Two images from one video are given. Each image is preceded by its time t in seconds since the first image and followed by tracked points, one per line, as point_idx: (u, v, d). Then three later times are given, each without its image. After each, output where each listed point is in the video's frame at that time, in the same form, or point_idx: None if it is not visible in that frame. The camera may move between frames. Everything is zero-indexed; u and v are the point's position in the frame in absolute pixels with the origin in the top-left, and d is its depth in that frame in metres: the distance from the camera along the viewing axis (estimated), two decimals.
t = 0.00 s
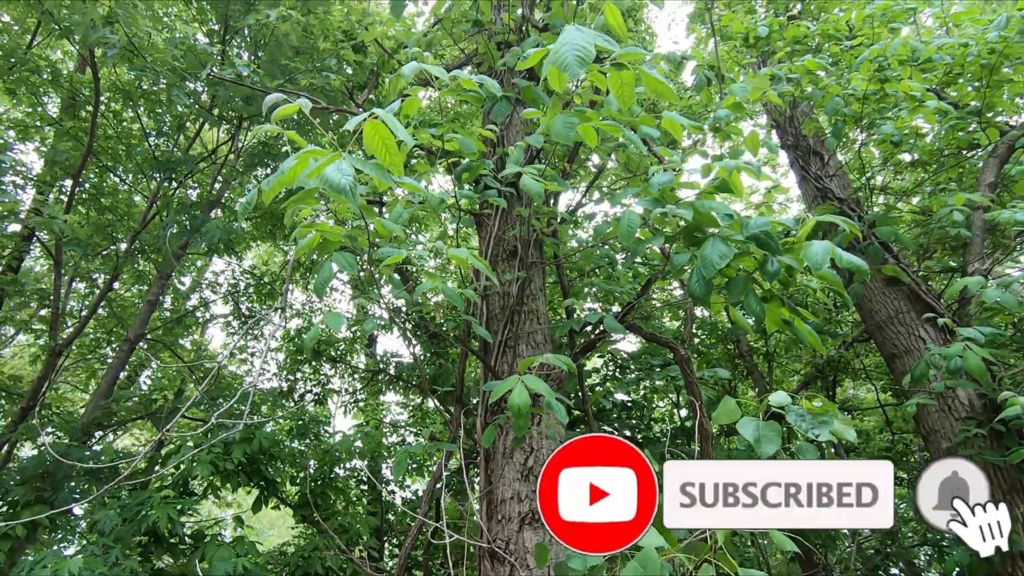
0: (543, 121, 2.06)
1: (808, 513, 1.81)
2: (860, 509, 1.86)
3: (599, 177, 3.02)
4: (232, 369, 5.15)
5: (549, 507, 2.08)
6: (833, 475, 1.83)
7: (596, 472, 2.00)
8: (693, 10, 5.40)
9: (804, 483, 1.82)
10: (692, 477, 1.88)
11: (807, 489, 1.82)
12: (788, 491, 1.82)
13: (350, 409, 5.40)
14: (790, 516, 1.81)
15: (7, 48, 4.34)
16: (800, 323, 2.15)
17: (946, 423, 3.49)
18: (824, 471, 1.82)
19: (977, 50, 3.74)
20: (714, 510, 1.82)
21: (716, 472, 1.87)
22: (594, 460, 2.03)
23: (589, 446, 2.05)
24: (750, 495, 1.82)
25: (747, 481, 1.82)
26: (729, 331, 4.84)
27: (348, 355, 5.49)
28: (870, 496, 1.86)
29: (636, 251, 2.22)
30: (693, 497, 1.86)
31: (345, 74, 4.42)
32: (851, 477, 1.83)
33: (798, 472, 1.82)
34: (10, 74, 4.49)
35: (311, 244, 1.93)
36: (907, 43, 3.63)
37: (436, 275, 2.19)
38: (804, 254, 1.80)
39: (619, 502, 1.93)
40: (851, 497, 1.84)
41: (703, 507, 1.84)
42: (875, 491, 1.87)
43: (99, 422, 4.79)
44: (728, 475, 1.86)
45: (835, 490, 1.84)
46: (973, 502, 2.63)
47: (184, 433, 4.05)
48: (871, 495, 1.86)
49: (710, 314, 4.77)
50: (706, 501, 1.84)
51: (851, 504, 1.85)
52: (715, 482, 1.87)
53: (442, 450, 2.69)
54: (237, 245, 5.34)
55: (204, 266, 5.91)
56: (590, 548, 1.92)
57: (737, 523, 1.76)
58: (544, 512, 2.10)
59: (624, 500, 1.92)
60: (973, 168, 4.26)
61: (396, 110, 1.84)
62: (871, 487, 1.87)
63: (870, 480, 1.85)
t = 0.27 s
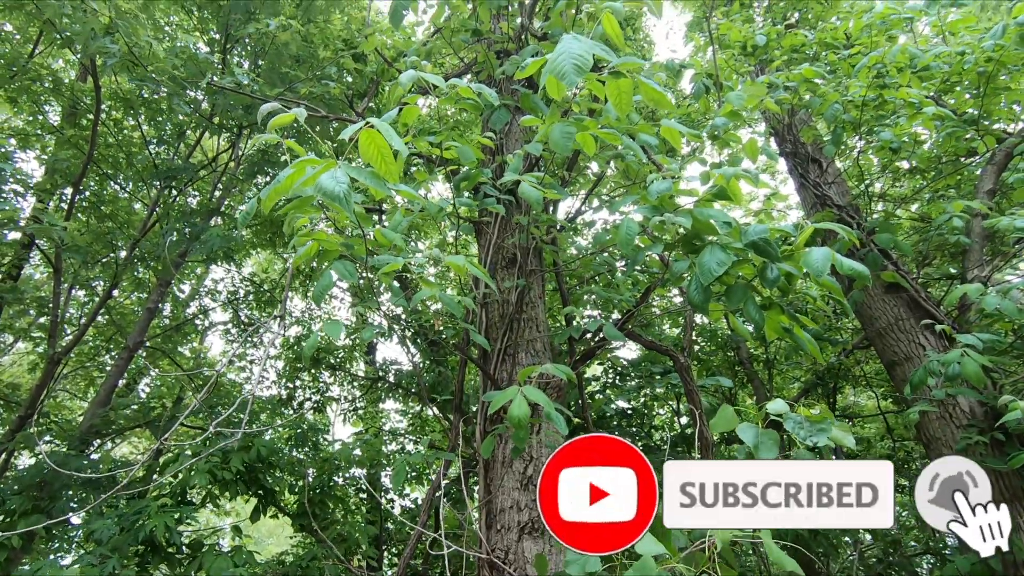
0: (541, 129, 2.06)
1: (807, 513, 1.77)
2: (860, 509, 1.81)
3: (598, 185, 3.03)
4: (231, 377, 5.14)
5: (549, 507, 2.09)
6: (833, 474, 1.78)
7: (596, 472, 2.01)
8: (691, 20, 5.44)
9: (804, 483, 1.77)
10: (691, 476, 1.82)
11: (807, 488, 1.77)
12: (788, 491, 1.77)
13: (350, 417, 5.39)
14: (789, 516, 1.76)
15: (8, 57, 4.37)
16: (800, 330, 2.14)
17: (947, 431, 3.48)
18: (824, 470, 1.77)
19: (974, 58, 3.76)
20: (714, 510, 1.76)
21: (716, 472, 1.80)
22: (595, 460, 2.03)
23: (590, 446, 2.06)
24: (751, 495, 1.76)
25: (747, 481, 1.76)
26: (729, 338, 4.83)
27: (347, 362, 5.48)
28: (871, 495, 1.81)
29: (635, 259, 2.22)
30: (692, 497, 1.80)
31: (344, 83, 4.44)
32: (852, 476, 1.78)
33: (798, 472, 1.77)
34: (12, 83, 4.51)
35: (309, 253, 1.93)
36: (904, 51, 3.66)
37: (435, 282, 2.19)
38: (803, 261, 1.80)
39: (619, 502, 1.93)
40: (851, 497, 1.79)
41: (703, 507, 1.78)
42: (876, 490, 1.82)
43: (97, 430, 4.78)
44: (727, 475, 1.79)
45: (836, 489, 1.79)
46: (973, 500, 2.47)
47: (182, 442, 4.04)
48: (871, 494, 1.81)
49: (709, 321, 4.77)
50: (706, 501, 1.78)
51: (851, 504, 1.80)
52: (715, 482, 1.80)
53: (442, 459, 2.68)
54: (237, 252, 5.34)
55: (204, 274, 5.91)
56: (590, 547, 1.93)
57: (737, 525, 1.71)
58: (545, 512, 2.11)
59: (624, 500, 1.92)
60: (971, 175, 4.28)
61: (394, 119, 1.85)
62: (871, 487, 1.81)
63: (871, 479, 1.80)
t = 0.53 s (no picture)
0: (540, 138, 2.07)
1: (807, 513, 1.80)
2: (860, 508, 1.83)
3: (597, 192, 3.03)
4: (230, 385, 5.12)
5: (549, 506, 2.10)
6: (834, 475, 1.79)
7: (596, 472, 2.04)
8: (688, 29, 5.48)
9: (805, 483, 1.77)
10: (691, 477, 1.84)
11: (807, 489, 1.77)
12: (788, 491, 1.78)
13: (348, 426, 5.37)
14: (789, 515, 1.80)
15: (9, 67, 4.38)
16: (799, 338, 2.14)
17: (948, 439, 3.47)
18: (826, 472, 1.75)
19: (970, 67, 3.79)
20: (714, 510, 1.78)
21: (716, 472, 1.83)
22: (595, 460, 2.06)
23: (590, 447, 2.08)
24: (750, 496, 1.80)
25: (747, 481, 1.80)
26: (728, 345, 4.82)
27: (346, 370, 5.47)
28: (870, 495, 1.84)
29: (633, 268, 2.22)
30: (693, 497, 1.81)
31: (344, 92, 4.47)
32: (853, 477, 1.80)
33: (798, 472, 1.75)
34: (12, 93, 4.53)
35: (306, 262, 1.93)
36: (900, 60, 3.68)
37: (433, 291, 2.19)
38: (801, 268, 1.80)
39: (619, 501, 1.95)
40: (851, 497, 1.82)
41: (703, 507, 1.80)
42: (876, 490, 1.85)
43: (94, 439, 4.75)
44: (728, 475, 1.83)
45: (836, 490, 1.80)
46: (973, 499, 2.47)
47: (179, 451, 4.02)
48: (871, 494, 1.84)
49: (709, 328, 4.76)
50: (706, 501, 1.79)
51: (851, 504, 1.83)
52: (715, 482, 1.83)
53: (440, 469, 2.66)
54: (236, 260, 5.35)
55: (202, 282, 5.91)
56: (591, 547, 1.94)
57: (737, 525, 1.74)
58: (544, 512, 2.12)
59: (624, 499, 1.95)
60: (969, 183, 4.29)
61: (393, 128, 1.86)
62: (871, 487, 1.84)
63: (871, 480, 1.83)
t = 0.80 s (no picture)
0: (539, 147, 2.08)
1: (806, 512, 1.78)
2: (860, 509, 1.81)
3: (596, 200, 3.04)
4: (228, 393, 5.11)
5: (547, 505, 2.03)
6: (833, 475, 1.78)
7: (596, 472, 1.98)
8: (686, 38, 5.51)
9: (804, 482, 1.78)
10: (691, 477, 1.85)
11: (806, 488, 1.78)
12: (788, 491, 1.78)
13: (348, 434, 5.36)
14: (788, 514, 1.78)
15: (10, 77, 4.40)
16: (798, 347, 2.14)
17: (949, 448, 3.45)
18: (824, 470, 1.77)
19: (966, 76, 3.81)
20: (714, 510, 1.82)
21: (716, 472, 1.83)
22: (594, 459, 2.00)
23: (588, 445, 2.02)
24: (750, 495, 1.80)
25: (747, 481, 1.80)
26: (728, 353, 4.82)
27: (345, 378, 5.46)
28: (871, 495, 1.81)
29: (631, 277, 2.22)
30: (693, 497, 1.84)
31: (344, 101, 4.49)
32: (852, 477, 1.79)
33: (797, 472, 1.77)
34: (13, 102, 4.54)
35: (304, 272, 1.92)
36: (897, 69, 3.70)
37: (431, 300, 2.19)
38: (799, 277, 1.80)
39: (619, 502, 1.91)
40: (851, 497, 1.80)
41: (703, 507, 1.83)
42: (876, 490, 1.82)
43: (92, 448, 4.73)
44: (727, 475, 1.82)
45: (836, 490, 1.79)
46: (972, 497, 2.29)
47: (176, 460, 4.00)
48: (871, 494, 1.81)
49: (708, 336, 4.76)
50: (706, 501, 1.83)
51: (851, 504, 1.81)
52: (716, 482, 1.84)
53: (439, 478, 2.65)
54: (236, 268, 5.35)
55: (202, 290, 5.91)
56: (593, 547, 1.91)
57: (736, 525, 1.76)
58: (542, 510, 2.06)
59: (624, 500, 1.91)
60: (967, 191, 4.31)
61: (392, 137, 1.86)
62: (871, 487, 1.82)
63: (870, 480, 1.81)
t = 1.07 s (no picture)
0: (539, 159, 2.08)
1: (807, 513, 1.76)
2: (861, 510, 1.77)
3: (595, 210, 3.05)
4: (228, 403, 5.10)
5: (546, 505, 2.02)
6: (832, 474, 1.79)
7: (596, 472, 1.96)
8: (685, 48, 5.55)
9: (803, 482, 1.79)
10: (691, 477, 1.82)
11: (807, 487, 1.79)
12: (788, 491, 1.78)
13: (347, 444, 5.35)
14: (788, 515, 1.76)
15: (12, 87, 4.42)
16: (797, 357, 2.14)
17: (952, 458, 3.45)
18: (823, 471, 1.79)
19: (962, 85, 3.82)
20: (714, 510, 1.80)
21: (716, 472, 1.80)
22: (594, 458, 1.99)
23: (588, 445, 2.00)
24: (751, 495, 1.77)
25: (747, 481, 1.78)
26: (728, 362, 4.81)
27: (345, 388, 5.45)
28: (871, 495, 1.78)
29: (631, 288, 2.21)
30: (692, 496, 1.82)
31: (344, 111, 4.51)
32: (853, 476, 1.78)
33: (796, 472, 1.79)
34: (16, 112, 4.57)
35: (304, 282, 1.93)
36: (895, 79, 3.72)
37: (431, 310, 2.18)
38: (799, 287, 1.80)
39: (619, 502, 1.92)
40: (853, 497, 1.77)
41: (703, 507, 1.81)
42: (876, 490, 1.79)
43: (90, 459, 4.71)
44: (728, 475, 1.80)
45: (837, 490, 1.78)
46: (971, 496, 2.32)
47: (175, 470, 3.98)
48: (871, 494, 1.78)
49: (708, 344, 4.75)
50: (706, 501, 1.80)
51: (851, 504, 1.78)
52: (715, 482, 1.81)
53: (438, 489, 2.64)
54: (236, 277, 5.35)
55: (202, 299, 5.91)
56: (592, 547, 1.91)
57: (735, 525, 1.75)
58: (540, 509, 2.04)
59: (624, 500, 1.92)
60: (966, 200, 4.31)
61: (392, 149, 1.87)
62: (871, 487, 1.78)
63: (872, 480, 1.78)
